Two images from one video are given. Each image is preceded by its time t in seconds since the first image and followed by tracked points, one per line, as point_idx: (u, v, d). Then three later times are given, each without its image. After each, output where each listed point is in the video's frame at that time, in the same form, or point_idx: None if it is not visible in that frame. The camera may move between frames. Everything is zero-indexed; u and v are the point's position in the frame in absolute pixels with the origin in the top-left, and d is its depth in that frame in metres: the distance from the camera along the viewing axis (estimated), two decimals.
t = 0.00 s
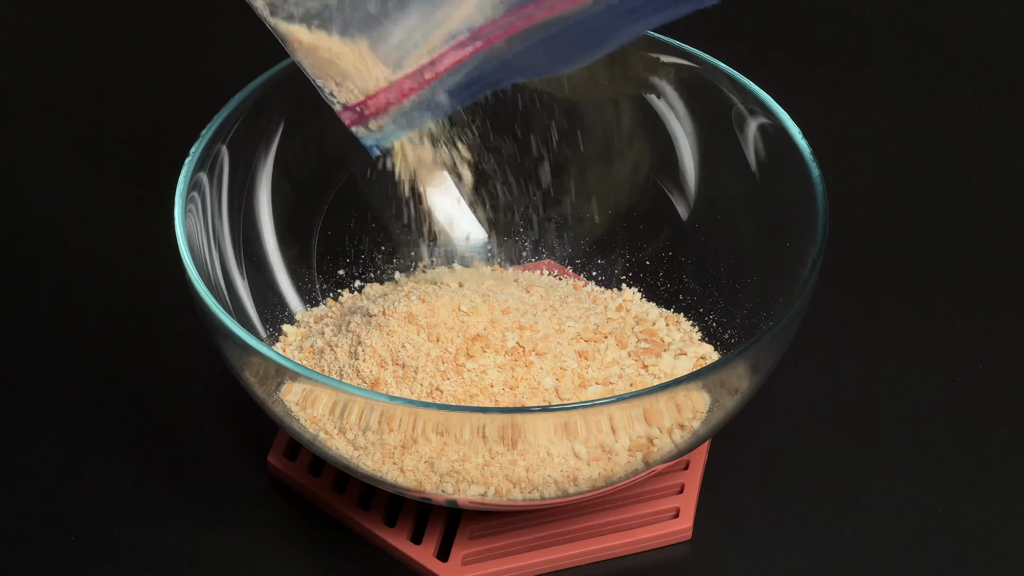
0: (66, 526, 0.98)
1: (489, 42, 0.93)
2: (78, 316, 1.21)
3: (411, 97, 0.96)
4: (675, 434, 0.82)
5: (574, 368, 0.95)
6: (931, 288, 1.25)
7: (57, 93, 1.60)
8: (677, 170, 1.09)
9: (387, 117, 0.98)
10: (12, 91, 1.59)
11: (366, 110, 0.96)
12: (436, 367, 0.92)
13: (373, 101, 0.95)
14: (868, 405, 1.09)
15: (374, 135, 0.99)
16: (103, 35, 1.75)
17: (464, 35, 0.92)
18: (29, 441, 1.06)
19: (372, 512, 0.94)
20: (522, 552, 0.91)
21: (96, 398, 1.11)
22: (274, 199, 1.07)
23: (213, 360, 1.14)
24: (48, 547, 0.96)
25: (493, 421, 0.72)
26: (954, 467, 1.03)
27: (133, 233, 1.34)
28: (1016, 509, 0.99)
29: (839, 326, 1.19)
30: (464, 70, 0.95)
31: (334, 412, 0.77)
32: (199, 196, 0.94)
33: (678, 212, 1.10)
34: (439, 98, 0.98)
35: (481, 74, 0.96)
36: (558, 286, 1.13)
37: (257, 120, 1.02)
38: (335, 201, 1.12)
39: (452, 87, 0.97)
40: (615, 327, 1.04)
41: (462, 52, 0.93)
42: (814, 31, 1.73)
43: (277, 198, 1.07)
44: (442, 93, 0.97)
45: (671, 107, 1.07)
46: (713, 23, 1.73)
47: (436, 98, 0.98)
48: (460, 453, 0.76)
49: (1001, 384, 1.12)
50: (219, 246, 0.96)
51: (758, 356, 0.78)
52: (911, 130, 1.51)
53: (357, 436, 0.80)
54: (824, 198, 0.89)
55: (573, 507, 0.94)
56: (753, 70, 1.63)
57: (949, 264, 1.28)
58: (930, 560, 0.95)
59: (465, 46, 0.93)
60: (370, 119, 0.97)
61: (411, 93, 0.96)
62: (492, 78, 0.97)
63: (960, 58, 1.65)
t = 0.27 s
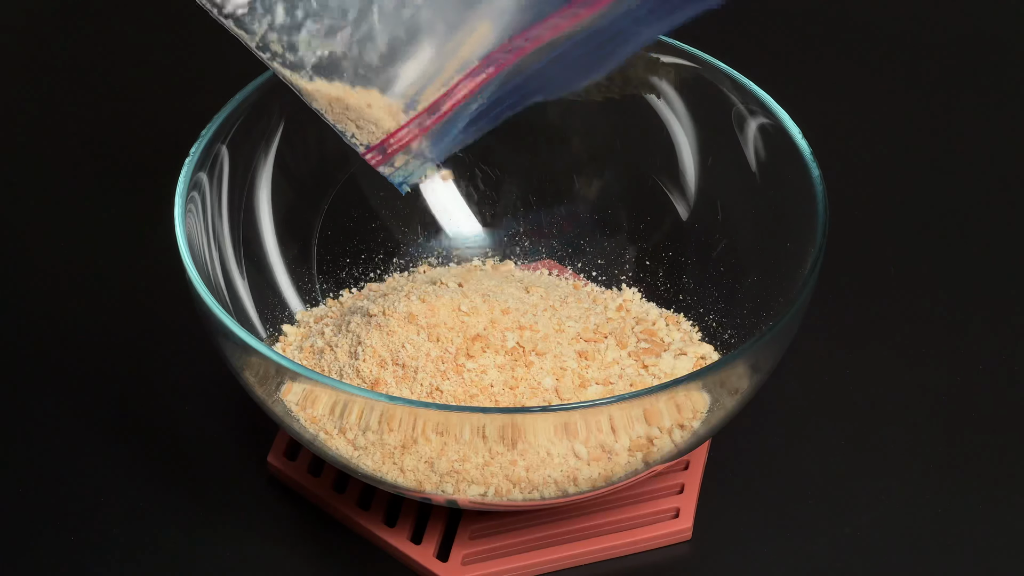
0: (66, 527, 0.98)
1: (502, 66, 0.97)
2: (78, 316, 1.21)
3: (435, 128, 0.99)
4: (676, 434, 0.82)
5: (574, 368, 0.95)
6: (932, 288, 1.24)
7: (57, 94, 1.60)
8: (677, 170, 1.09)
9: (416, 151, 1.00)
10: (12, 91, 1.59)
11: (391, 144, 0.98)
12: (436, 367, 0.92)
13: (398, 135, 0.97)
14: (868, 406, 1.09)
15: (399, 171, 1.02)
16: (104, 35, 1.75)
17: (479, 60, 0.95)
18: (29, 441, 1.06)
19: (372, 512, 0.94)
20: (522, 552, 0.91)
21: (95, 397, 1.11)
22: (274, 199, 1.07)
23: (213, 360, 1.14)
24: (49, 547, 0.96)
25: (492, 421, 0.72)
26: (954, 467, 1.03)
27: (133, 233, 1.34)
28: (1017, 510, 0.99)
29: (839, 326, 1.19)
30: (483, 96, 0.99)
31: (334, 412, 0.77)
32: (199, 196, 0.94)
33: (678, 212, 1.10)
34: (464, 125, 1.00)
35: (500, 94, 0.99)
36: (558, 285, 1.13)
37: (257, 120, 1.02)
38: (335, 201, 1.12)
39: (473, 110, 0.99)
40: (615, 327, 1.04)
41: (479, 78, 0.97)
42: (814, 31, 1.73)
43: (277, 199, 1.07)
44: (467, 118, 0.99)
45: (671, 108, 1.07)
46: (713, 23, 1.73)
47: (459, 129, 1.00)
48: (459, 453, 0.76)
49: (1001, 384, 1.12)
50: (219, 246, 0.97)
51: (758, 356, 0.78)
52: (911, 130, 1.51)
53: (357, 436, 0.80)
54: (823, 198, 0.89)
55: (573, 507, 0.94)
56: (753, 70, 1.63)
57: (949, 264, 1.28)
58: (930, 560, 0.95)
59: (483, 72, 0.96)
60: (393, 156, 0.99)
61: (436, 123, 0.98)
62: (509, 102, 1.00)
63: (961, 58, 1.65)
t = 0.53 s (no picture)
0: (67, 527, 0.98)
1: None
2: (78, 316, 1.21)
3: (473, 27, 0.81)
4: (676, 434, 0.81)
5: (574, 368, 0.95)
6: (932, 288, 1.24)
7: (57, 94, 1.60)
8: (677, 170, 1.09)
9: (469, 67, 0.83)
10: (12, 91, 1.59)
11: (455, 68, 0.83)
12: (436, 367, 0.92)
13: (442, 66, 0.83)
14: (868, 405, 1.09)
15: (466, 101, 0.85)
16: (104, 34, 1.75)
17: None
18: (29, 441, 1.06)
19: (372, 511, 0.94)
20: (522, 552, 0.91)
21: (96, 397, 1.11)
22: (274, 199, 1.07)
23: (213, 360, 1.14)
24: (49, 547, 0.96)
25: (492, 421, 0.72)
26: (954, 467, 1.03)
27: (133, 233, 1.34)
28: (1017, 510, 0.99)
29: (839, 326, 1.19)
30: None
31: (334, 412, 0.77)
32: (200, 196, 0.94)
33: (678, 212, 1.10)
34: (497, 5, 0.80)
35: None
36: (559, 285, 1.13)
37: (257, 120, 1.02)
38: (335, 201, 1.12)
39: None
40: (615, 326, 1.04)
41: None
42: (815, 30, 1.73)
43: (277, 199, 1.07)
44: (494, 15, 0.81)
45: (671, 108, 1.07)
46: (713, 23, 1.73)
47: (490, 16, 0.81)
48: (459, 453, 0.76)
49: (1001, 384, 1.12)
50: (219, 246, 0.97)
51: (758, 356, 0.78)
52: (911, 130, 1.51)
53: (357, 436, 0.80)
54: (823, 197, 0.89)
55: (573, 507, 0.94)
56: (752, 70, 1.63)
57: (949, 264, 1.28)
58: (930, 560, 0.95)
59: None
60: (453, 91, 0.84)
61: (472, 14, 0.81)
62: None
63: (961, 58, 1.65)
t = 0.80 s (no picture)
0: (67, 527, 0.98)
1: None
2: (78, 316, 1.21)
3: (440, 52, 0.76)
4: (675, 434, 0.81)
5: (574, 367, 0.95)
6: (932, 288, 1.24)
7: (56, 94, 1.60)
8: (677, 169, 1.09)
9: (452, 89, 0.78)
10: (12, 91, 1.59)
11: (436, 85, 0.78)
12: (436, 367, 0.92)
13: (425, 89, 0.78)
14: (868, 405, 1.09)
15: (464, 120, 0.81)
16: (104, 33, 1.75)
17: None
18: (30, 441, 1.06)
19: (372, 511, 0.94)
20: (522, 552, 0.91)
21: (96, 397, 1.11)
22: (275, 199, 1.07)
23: (213, 359, 1.14)
24: (49, 548, 0.96)
25: (492, 421, 0.72)
26: (954, 466, 1.03)
27: (133, 234, 1.34)
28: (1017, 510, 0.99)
29: (839, 325, 1.19)
30: None
31: (334, 412, 0.77)
32: (200, 196, 0.94)
33: (678, 212, 1.10)
34: None
35: None
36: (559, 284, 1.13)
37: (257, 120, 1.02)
38: (335, 200, 1.12)
39: None
40: (615, 326, 1.04)
41: None
42: (815, 29, 1.73)
43: (277, 199, 1.07)
44: None
45: (671, 108, 1.07)
46: (713, 23, 1.73)
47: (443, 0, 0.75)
48: (459, 453, 0.76)
49: (1001, 384, 1.12)
50: (219, 246, 0.97)
51: (758, 356, 0.78)
52: (911, 129, 1.51)
53: (357, 436, 0.80)
54: (824, 197, 0.88)
55: (572, 507, 0.94)
56: (753, 70, 1.63)
57: (949, 263, 1.28)
58: (930, 559, 0.95)
59: None
60: (445, 114, 0.80)
61: None
62: None
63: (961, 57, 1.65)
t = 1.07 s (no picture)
0: (67, 527, 0.98)
1: None
2: (78, 315, 1.21)
3: None
4: (675, 434, 0.81)
5: (574, 368, 0.95)
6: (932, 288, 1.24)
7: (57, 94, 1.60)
8: (677, 170, 1.09)
9: None
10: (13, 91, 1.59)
11: None
12: (436, 367, 0.92)
13: None
14: (868, 405, 1.09)
15: None
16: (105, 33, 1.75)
17: None
18: (29, 441, 1.06)
19: (372, 512, 0.94)
20: (522, 553, 0.91)
21: (95, 397, 1.11)
22: (275, 199, 1.07)
23: (213, 360, 1.14)
24: (49, 548, 0.96)
25: (492, 421, 0.72)
26: (954, 467, 1.03)
27: (133, 234, 1.34)
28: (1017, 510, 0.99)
29: (839, 326, 1.19)
30: None
31: (334, 412, 0.77)
32: (200, 196, 0.94)
33: (678, 212, 1.10)
34: None
35: None
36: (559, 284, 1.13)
37: (257, 120, 1.02)
38: (335, 200, 1.12)
39: None
40: (614, 326, 1.04)
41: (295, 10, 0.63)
42: (815, 30, 1.73)
43: (277, 199, 1.07)
44: None
45: (672, 108, 1.07)
46: (714, 23, 1.73)
47: None
48: (460, 453, 0.76)
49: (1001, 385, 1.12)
50: (219, 246, 0.97)
51: (758, 356, 0.78)
52: (911, 130, 1.51)
53: (358, 436, 0.80)
54: (824, 197, 0.89)
55: (571, 507, 0.94)
56: (753, 71, 1.63)
57: (949, 264, 1.28)
58: (930, 560, 0.95)
59: None
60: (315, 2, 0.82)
61: None
62: None
63: (961, 58, 1.65)
